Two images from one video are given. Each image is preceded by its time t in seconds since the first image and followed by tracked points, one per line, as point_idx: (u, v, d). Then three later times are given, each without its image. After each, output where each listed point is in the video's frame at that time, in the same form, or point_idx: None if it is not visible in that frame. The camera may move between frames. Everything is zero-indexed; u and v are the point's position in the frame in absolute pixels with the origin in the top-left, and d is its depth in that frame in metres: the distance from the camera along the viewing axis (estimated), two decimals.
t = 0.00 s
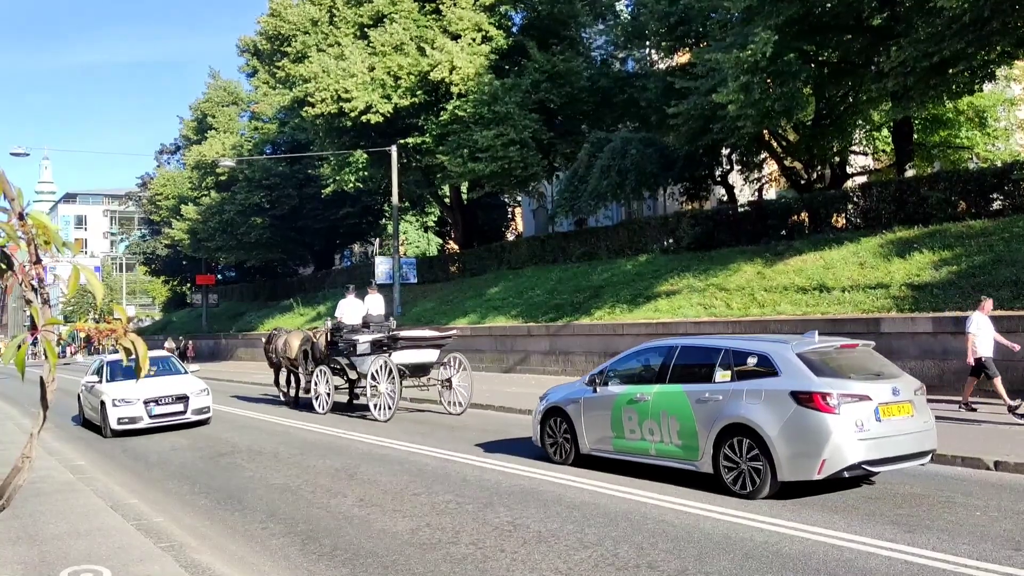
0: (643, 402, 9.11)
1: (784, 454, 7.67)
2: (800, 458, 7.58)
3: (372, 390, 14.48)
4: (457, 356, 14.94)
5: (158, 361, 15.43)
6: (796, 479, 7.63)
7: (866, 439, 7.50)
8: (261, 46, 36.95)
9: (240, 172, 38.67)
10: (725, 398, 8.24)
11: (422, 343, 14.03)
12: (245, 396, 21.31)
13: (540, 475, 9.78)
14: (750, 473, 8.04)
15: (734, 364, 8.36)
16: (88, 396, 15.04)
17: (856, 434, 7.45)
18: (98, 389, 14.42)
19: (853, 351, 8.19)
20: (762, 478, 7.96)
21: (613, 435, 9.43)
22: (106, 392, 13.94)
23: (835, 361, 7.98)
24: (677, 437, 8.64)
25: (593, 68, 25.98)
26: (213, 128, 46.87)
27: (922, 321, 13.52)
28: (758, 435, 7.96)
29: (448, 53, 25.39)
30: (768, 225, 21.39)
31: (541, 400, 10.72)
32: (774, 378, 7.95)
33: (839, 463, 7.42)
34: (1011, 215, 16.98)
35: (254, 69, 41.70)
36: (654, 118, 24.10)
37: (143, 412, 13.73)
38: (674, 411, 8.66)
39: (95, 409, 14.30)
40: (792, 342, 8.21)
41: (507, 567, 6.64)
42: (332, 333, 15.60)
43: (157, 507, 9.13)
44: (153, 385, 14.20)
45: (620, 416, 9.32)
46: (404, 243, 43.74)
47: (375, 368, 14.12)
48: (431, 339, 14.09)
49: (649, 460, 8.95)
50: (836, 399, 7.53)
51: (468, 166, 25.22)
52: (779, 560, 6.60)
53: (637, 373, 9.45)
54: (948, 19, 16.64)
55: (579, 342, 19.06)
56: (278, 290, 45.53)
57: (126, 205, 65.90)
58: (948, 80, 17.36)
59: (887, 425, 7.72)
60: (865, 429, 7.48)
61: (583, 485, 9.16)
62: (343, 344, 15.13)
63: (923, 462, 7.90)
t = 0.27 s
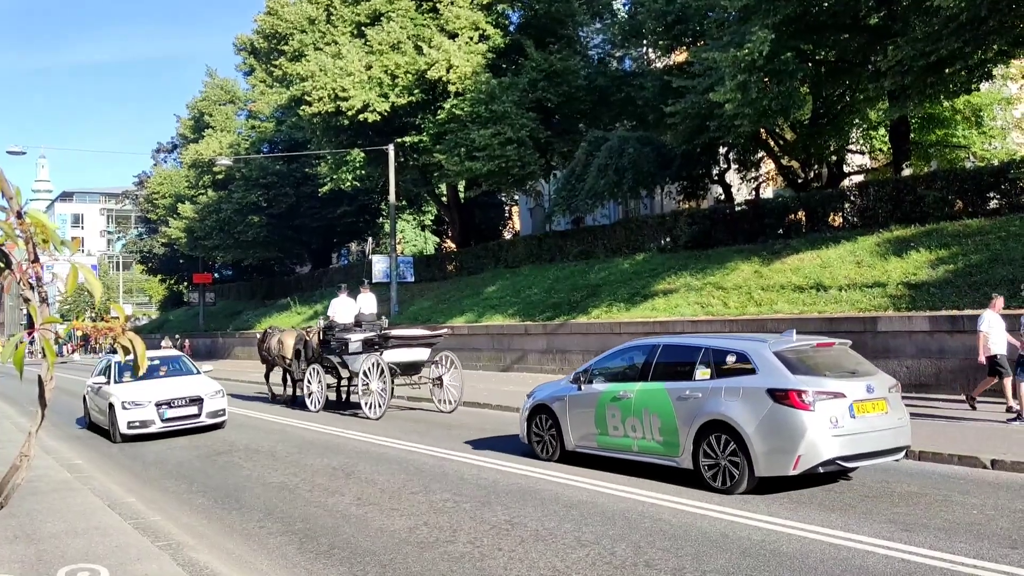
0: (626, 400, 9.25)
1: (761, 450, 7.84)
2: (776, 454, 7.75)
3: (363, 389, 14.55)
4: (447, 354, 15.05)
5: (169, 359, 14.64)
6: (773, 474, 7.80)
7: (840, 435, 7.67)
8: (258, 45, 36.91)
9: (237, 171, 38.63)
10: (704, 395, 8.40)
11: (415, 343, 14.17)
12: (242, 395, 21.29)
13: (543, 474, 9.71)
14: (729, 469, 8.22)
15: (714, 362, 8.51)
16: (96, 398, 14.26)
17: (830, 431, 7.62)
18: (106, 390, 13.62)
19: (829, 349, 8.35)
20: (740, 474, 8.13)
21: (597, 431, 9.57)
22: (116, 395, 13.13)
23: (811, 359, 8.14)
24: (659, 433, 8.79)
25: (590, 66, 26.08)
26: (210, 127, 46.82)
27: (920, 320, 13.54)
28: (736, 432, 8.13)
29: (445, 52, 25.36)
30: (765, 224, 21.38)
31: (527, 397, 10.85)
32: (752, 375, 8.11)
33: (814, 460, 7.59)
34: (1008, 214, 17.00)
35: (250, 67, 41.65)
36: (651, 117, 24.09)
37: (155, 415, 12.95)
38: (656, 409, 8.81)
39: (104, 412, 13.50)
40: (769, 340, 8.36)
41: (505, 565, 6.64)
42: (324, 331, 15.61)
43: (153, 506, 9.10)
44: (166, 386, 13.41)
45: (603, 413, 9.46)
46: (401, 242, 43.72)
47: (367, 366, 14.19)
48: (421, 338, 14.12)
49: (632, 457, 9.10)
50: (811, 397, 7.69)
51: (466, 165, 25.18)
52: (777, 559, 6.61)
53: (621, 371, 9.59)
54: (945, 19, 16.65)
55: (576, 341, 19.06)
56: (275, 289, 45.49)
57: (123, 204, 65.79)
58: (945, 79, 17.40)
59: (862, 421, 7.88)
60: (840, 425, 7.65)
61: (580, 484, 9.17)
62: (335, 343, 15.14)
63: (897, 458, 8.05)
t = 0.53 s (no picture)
0: (607, 397, 9.44)
1: (736, 446, 8.04)
2: (751, 449, 7.95)
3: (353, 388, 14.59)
4: (436, 352, 15.07)
5: (179, 359, 13.87)
6: (748, 469, 8.01)
7: (813, 431, 7.88)
8: (252, 43, 36.84)
9: (231, 169, 38.55)
10: (682, 392, 8.59)
11: (404, 340, 14.18)
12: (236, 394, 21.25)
13: (539, 473, 9.71)
14: (705, 464, 8.41)
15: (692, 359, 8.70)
16: (101, 401, 13.50)
17: (803, 426, 7.82)
18: (114, 393, 12.85)
19: (803, 348, 8.55)
20: (716, 469, 8.33)
21: (579, 428, 9.75)
22: (125, 399, 12.35)
23: (786, 358, 8.34)
24: (638, 429, 8.97)
25: (585, 65, 26.25)
26: (204, 125, 46.73)
27: (914, 318, 13.57)
28: (712, 428, 8.33)
29: (440, 50, 25.33)
30: (759, 222, 21.38)
31: (513, 395, 11.02)
32: (728, 373, 8.31)
33: (787, 454, 7.80)
34: (1001, 212, 17.05)
35: (245, 65, 41.58)
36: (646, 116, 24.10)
37: (166, 420, 12.13)
38: (636, 405, 9.00)
39: (111, 416, 12.72)
40: (745, 339, 8.57)
41: (500, 564, 6.64)
42: (314, 330, 15.57)
43: (149, 505, 9.08)
44: (179, 389, 12.60)
45: (585, 410, 9.65)
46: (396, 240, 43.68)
47: (356, 365, 14.27)
48: (410, 336, 14.17)
49: (613, 453, 9.28)
50: (785, 393, 7.90)
51: (461, 163, 25.14)
52: (771, 556, 6.63)
53: (603, 369, 9.78)
54: (939, 17, 16.68)
55: (571, 340, 19.08)
56: (269, 287, 45.41)
57: (117, 203, 65.58)
58: (939, 78, 17.47)
59: (835, 417, 8.09)
60: (813, 421, 7.86)
61: (574, 482, 9.18)
62: (325, 342, 15.13)
63: (870, 453, 8.26)
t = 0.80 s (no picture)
0: (585, 393, 9.61)
1: (709, 441, 8.20)
2: (722, 444, 8.11)
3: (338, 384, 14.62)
4: (422, 350, 14.89)
5: (186, 359, 13.07)
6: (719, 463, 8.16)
7: (783, 426, 8.03)
8: (242, 41, 36.70)
9: (222, 167, 38.42)
10: (657, 388, 8.77)
11: (388, 339, 14.12)
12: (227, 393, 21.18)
13: (529, 470, 9.73)
14: (679, 458, 8.56)
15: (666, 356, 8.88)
16: (104, 403, 12.68)
17: (774, 422, 7.98)
18: (120, 395, 12.04)
19: (775, 345, 8.70)
20: (689, 463, 8.48)
21: (558, 424, 9.92)
22: (132, 403, 11.54)
23: (758, 355, 8.50)
24: (615, 425, 9.15)
25: (576, 63, 26.27)
26: (194, 123, 46.55)
27: (904, 316, 13.61)
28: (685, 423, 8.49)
29: (431, 48, 25.28)
30: (750, 220, 21.41)
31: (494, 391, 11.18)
32: (701, 370, 8.48)
33: (758, 449, 7.95)
34: (991, 210, 17.12)
35: (235, 63, 41.42)
36: (637, 114, 24.08)
37: (176, 425, 11.34)
38: (612, 401, 9.17)
39: (117, 421, 11.92)
40: (718, 336, 8.74)
41: (492, 562, 6.64)
42: (300, 328, 15.47)
43: (139, 504, 9.03)
44: (190, 392, 11.83)
45: (564, 406, 9.82)
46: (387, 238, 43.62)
47: (341, 364, 14.25)
48: (396, 335, 14.14)
49: (590, 448, 9.45)
50: (756, 389, 8.05)
51: (452, 161, 25.09)
52: (762, 553, 6.64)
53: (582, 366, 9.94)
54: (929, 16, 16.73)
55: (562, 338, 19.09)
56: (260, 286, 45.28)
57: (106, 201, 65.27)
58: (930, 77, 17.56)
59: (805, 413, 8.23)
60: (783, 416, 8.02)
61: (565, 479, 9.19)
62: (312, 340, 15.06)
63: (840, 447, 8.40)
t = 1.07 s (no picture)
0: (558, 389, 9.78)
1: (675, 435, 8.38)
2: (688, 437, 8.29)
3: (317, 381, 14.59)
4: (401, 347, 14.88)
5: (188, 357, 12.27)
6: (686, 457, 8.34)
7: (747, 420, 8.22)
8: (226, 37, 36.47)
9: (205, 164, 38.18)
10: (626, 383, 8.95)
11: (367, 336, 14.15)
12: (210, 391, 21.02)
13: (515, 467, 9.72)
14: (647, 452, 8.74)
15: (635, 353, 9.06)
16: (101, 406, 11.83)
17: (738, 416, 8.17)
18: (119, 398, 11.18)
19: (742, 340, 8.88)
20: (657, 457, 8.66)
21: (531, 419, 10.09)
22: (135, 406, 10.68)
23: (724, 351, 8.68)
24: (586, 420, 9.32)
25: (561, 60, 26.25)
26: (177, 120, 46.25)
27: (887, 312, 13.70)
28: (653, 417, 8.66)
29: (415, 44, 25.20)
30: (735, 217, 21.47)
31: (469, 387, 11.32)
32: (668, 365, 8.66)
33: (723, 443, 8.14)
34: (972, 207, 17.26)
35: (219, 59, 41.17)
36: (622, 111, 24.09)
37: (183, 430, 10.51)
38: (583, 397, 9.35)
39: (116, 425, 11.05)
40: (686, 332, 8.92)
41: (477, 558, 6.63)
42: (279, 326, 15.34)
43: (122, 503, 8.95)
44: (197, 393, 10.99)
45: (537, 402, 9.98)
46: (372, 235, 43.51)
47: (320, 361, 14.23)
48: (374, 332, 14.09)
49: (562, 442, 9.62)
50: (721, 384, 8.23)
51: (437, 158, 25.03)
52: (746, 548, 6.67)
53: (555, 363, 10.10)
54: (912, 13, 16.83)
55: (547, 335, 19.09)
56: (244, 283, 45.07)
57: (88, 198, 64.73)
58: (913, 74, 17.74)
59: (769, 407, 8.43)
60: (747, 411, 8.21)
61: (551, 476, 9.18)
62: (291, 338, 14.96)
63: (804, 440, 8.60)
